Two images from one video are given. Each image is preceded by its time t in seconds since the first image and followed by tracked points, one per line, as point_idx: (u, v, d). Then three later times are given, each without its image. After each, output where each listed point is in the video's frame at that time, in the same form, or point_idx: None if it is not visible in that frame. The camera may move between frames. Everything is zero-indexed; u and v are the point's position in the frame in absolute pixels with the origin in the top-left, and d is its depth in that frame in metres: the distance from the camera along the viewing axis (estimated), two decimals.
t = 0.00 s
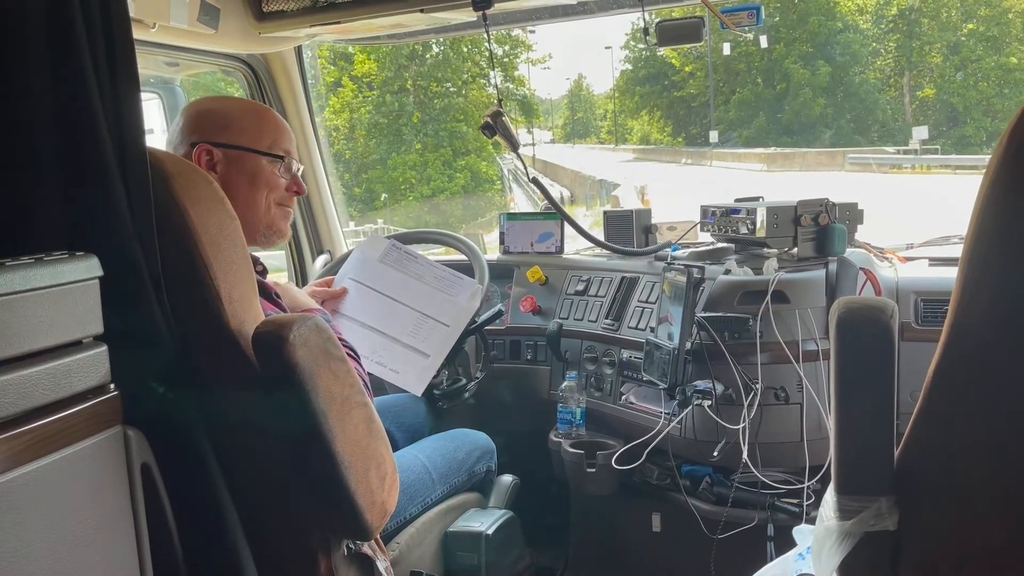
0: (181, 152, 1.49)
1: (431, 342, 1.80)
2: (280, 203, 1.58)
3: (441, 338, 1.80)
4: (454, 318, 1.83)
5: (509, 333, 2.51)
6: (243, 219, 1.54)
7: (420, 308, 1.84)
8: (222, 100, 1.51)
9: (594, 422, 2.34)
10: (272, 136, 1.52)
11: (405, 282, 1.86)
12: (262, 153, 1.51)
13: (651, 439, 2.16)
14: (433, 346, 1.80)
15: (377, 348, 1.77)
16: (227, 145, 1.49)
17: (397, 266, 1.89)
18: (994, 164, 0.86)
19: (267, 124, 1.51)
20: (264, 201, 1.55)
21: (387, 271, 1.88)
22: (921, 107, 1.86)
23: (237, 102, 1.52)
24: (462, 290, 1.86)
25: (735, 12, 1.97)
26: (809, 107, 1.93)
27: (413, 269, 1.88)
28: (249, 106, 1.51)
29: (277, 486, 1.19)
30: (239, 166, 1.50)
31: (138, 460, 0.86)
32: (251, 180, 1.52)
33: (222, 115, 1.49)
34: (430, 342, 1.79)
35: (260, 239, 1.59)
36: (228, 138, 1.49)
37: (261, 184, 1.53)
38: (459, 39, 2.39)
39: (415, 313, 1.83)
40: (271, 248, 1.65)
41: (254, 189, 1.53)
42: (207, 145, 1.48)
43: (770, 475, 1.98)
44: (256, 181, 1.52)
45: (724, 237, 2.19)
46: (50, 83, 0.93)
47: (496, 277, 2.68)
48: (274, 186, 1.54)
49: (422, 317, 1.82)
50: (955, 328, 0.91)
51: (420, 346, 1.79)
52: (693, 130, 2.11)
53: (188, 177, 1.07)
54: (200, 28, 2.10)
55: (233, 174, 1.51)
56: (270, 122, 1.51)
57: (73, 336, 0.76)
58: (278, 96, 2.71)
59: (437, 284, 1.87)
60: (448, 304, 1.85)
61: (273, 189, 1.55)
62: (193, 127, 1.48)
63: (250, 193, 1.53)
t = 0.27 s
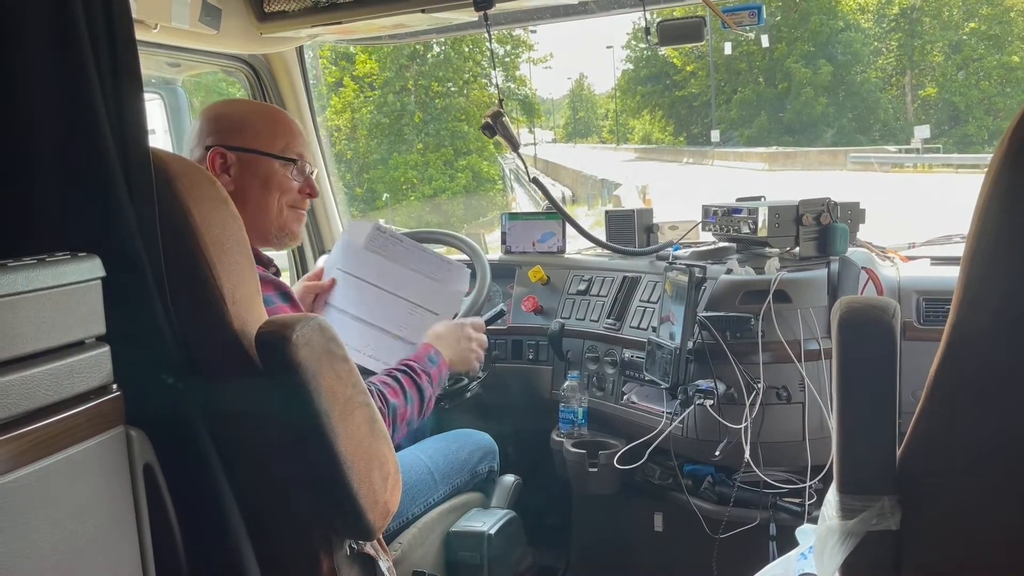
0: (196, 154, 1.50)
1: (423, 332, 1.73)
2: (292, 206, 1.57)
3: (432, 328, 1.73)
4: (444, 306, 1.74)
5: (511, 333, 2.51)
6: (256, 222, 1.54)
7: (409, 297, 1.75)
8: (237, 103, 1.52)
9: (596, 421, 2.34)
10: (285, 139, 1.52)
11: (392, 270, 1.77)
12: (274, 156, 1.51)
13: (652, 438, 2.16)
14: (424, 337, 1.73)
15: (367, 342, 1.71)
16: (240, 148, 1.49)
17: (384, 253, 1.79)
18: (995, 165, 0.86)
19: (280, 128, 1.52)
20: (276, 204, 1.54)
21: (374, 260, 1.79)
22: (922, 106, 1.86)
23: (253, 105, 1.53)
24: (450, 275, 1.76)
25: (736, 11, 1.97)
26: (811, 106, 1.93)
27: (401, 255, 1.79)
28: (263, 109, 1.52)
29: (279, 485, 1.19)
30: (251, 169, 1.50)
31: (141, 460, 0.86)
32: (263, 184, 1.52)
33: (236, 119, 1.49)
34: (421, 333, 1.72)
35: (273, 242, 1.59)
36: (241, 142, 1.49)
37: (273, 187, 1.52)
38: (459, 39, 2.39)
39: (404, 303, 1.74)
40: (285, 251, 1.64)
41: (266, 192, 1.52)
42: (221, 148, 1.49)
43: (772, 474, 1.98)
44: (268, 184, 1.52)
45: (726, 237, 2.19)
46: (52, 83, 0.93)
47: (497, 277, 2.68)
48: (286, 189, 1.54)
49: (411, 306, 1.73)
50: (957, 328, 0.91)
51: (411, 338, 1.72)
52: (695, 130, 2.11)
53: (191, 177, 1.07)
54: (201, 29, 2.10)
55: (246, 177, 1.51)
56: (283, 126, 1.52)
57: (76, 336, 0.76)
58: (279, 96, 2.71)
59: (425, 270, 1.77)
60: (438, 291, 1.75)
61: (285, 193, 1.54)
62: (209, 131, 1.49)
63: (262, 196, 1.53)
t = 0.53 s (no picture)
0: (206, 151, 1.50)
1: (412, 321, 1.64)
2: (303, 201, 1.57)
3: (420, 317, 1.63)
4: (432, 292, 1.64)
5: (514, 331, 2.51)
6: (267, 218, 1.54)
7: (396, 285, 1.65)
8: (246, 99, 1.51)
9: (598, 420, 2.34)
10: (295, 135, 1.52)
11: (380, 259, 1.68)
12: (284, 152, 1.51)
13: (656, 437, 2.15)
14: (414, 327, 1.64)
15: (357, 336, 1.65)
16: (250, 144, 1.49)
17: (372, 243, 1.70)
18: (1003, 161, 0.85)
19: (290, 124, 1.52)
20: (286, 200, 1.54)
21: (361, 250, 1.71)
22: (926, 103, 1.85)
23: (262, 100, 1.52)
24: (436, 259, 1.65)
25: (739, 8, 1.91)
26: (814, 104, 1.92)
27: (388, 242, 1.69)
28: (272, 104, 1.52)
29: (282, 484, 1.19)
30: (262, 165, 1.50)
31: (144, 458, 0.86)
32: (273, 180, 1.51)
33: (246, 114, 1.49)
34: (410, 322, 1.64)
35: (284, 237, 1.60)
36: (252, 137, 1.49)
37: (283, 183, 1.52)
38: (461, 37, 2.39)
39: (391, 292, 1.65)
40: (295, 246, 1.64)
41: (277, 188, 1.52)
42: (232, 144, 1.48)
43: (776, 472, 1.97)
44: (278, 180, 1.52)
45: (729, 235, 2.19)
46: (53, 82, 0.93)
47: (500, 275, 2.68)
48: (297, 185, 1.54)
49: (398, 295, 1.64)
50: (965, 325, 0.90)
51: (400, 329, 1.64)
52: (698, 129, 2.11)
53: (194, 174, 1.07)
54: (203, 27, 2.10)
55: (257, 173, 1.50)
56: (293, 121, 1.52)
57: (78, 334, 0.76)
58: (282, 94, 2.71)
59: (411, 256, 1.67)
60: (425, 276, 1.65)
61: (295, 189, 1.54)
62: (219, 127, 1.49)
63: (272, 192, 1.53)
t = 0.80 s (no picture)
0: (204, 150, 1.50)
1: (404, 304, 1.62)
2: (301, 200, 1.57)
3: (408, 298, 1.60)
4: (417, 271, 1.60)
5: (517, 330, 2.51)
6: (265, 217, 1.54)
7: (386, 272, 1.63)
8: (241, 97, 1.52)
9: (602, 419, 2.33)
10: (291, 133, 1.52)
11: (370, 247, 1.66)
12: (280, 150, 1.51)
13: (659, 436, 2.15)
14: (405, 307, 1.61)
15: (359, 330, 1.64)
16: (247, 142, 1.49)
17: (362, 231, 1.68)
18: (1007, 158, 0.85)
19: (287, 122, 1.52)
20: (284, 199, 1.54)
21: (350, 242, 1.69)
22: (930, 102, 1.84)
23: (258, 99, 1.52)
24: (415, 238, 1.60)
25: (742, 6, 1.95)
26: (818, 102, 1.92)
27: (376, 228, 1.66)
28: (267, 103, 1.52)
29: (286, 482, 1.19)
30: (259, 163, 1.50)
31: (147, 457, 0.86)
32: (270, 178, 1.51)
33: (241, 113, 1.49)
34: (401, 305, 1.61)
35: (282, 236, 1.60)
36: (248, 136, 1.49)
37: (280, 182, 1.52)
38: (465, 36, 2.40)
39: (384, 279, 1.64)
40: (293, 244, 1.64)
41: (274, 187, 1.52)
42: (229, 143, 1.49)
43: (780, 471, 1.97)
44: (276, 178, 1.52)
45: (733, 233, 2.20)
46: (55, 81, 0.93)
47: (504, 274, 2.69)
48: (294, 183, 1.54)
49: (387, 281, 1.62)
50: (969, 324, 0.90)
51: (394, 314, 1.62)
52: (701, 127, 2.09)
53: (196, 173, 1.07)
54: (206, 26, 2.10)
55: (254, 172, 1.51)
56: (289, 119, 1.52)
57: (81, 333, 0.76)
58: (284, 93, 2.71)
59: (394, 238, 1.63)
60: (406, 255, 1.61)
61: (293, 188, 1.54)
62: (217, 127, 1.50)
63: (270, 191, 1.53)
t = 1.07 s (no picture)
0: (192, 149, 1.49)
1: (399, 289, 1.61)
2: (292, 196, 1.58)
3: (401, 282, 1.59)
4: (401, 255, 1.60)
5: (520, 328, 2.50)
6: (257, 214, 1.55)
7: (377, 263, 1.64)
8: (228, 92, 1.51)
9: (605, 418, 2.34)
10: (280, 130, 1.51)
11: (358, 242, 1.66)
12: (270, 147, 1.51)
13: (662, 435, 2.15)
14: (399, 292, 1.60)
15: (363, 327, 1.64)
16: (236, 140, 1.49)
17: (347, 229, 1.68)
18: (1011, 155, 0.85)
19: (275, 119, 1.51)
20: (276, 196, 1.55)
21: (339, 244, 1.70)
22: (934, 99, 1.84)
23: (244, 94, 1.52)
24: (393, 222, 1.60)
25: (746, 4, 1.93)
26: (821, 101, 1.91)
27: (358, 223, 1.66)
28: (255, 99, 1.51)
29: (289, 481, 1.19)
30: (249, 162, 1.50)
31: (150, 456, 0.86)
32: (262, 175, 1.52)
33: (229, 110, 1.48)
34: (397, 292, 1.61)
35: (274, 233, 1.61)
36: (236, 134, 1.49)
37: (272, 179, 1.53)
38: (468, 34, 2.39)
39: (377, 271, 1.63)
40: (286, 239, 1.66)
41: (266, 184, 1.53)
42: (218, 141, 1.48)
43: (783, 471, 1.97)
44: (267, 176, 1.52)
45: (736, 232, 2.20)
46: (58, 81, 0.93)
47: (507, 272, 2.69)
48: (285, 180, 1.54)
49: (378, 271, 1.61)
50: (973, 322, 0.89)
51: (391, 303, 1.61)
52: (704, 126, 2.09)
53: (198, 172, 1.07)
54: (209, 25, 2.10)
55: (244, 171, 1.51)
56: (278, 116, 1.51)
57: (84, 332, 0.76)
58: (287, 92, 2.71)
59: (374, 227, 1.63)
60: (386, 242, 1.61)
61: (284, 184, 1.55)
62: (202, 124, 1.48)
63: (261, 189, 1.53)
